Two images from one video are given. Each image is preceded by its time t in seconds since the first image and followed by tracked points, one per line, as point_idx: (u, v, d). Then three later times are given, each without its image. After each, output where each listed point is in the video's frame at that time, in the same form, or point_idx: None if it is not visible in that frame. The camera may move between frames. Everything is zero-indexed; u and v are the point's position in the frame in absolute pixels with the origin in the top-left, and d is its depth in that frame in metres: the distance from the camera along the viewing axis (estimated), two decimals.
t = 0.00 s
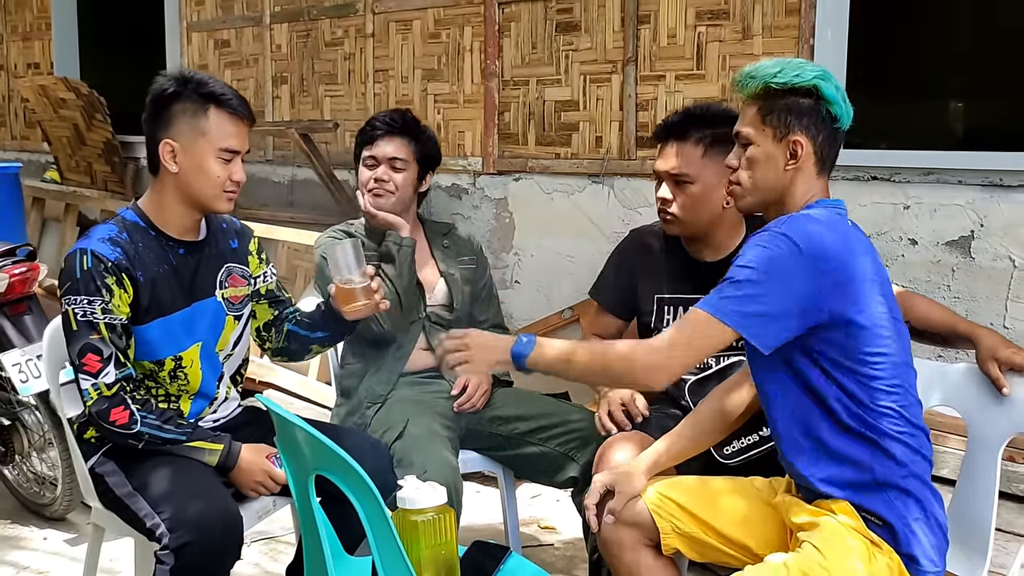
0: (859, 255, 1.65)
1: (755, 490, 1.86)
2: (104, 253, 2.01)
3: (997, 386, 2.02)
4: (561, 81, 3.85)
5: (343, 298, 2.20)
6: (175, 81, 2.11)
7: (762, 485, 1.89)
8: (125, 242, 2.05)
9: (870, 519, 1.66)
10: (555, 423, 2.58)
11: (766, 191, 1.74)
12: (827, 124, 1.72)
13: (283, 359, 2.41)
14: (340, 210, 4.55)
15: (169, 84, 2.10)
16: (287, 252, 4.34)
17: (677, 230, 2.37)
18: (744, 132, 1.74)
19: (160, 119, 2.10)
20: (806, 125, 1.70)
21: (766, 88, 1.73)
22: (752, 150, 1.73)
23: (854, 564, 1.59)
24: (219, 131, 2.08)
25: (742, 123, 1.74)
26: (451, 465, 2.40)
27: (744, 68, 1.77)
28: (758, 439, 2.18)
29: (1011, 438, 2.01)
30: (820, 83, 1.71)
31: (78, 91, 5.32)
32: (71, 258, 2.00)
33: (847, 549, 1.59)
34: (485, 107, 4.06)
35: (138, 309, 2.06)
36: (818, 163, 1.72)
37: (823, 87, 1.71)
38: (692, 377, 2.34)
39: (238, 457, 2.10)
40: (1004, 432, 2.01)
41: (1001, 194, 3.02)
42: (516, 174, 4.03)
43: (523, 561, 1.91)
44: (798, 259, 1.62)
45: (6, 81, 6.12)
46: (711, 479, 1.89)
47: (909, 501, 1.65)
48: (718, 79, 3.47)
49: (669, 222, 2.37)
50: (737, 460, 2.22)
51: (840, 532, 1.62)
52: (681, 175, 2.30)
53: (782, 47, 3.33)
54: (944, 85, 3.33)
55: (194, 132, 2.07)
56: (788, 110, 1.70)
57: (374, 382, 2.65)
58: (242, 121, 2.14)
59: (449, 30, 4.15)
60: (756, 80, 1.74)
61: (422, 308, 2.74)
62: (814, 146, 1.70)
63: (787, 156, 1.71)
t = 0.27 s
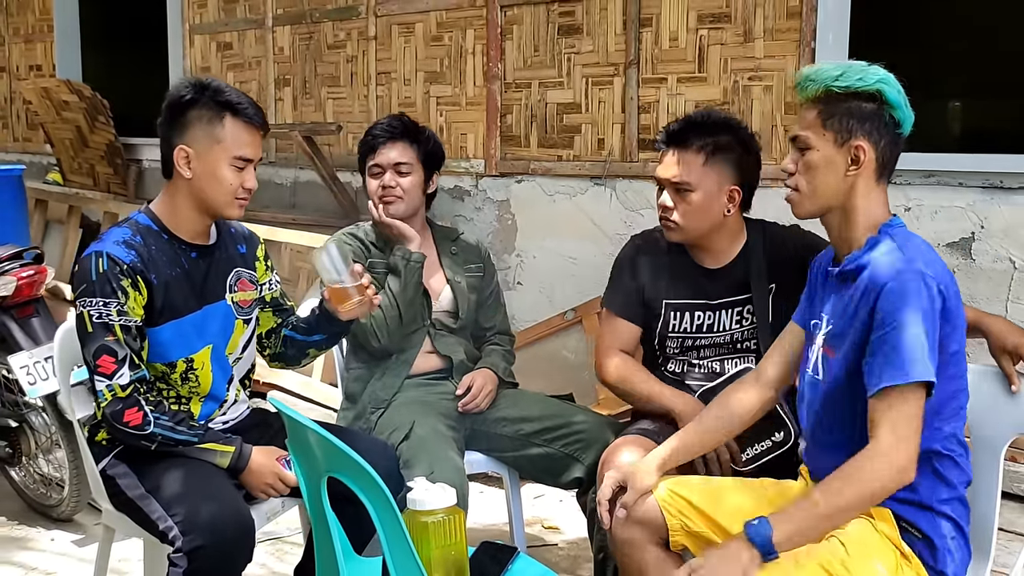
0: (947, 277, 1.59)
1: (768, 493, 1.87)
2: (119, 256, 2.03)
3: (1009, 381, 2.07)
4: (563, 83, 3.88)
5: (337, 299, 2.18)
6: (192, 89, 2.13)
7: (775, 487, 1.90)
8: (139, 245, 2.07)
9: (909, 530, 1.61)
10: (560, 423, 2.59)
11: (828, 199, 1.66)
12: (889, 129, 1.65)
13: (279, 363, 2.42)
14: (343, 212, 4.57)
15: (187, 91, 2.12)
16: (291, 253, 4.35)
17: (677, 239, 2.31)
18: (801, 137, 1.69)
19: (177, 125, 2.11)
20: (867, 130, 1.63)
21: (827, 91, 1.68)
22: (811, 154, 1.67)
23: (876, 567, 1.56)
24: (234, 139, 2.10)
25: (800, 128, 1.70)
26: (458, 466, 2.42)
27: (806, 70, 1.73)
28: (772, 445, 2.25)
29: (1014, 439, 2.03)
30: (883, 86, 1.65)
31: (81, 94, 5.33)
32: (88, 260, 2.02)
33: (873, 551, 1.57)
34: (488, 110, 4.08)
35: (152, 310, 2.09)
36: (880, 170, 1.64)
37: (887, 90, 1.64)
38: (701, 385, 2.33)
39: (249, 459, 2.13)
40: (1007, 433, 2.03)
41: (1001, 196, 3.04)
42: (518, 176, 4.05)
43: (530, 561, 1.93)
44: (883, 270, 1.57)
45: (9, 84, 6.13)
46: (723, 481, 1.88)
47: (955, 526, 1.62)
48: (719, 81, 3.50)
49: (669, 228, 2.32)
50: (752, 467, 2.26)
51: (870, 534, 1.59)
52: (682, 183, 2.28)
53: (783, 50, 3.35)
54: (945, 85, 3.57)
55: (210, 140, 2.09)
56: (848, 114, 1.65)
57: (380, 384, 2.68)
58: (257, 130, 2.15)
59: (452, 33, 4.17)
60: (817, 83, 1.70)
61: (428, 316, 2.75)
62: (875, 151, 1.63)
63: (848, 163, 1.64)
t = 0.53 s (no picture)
0: None
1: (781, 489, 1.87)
2: (128, 258, 2.04)
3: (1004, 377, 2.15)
4: (564, 85, 3.89)
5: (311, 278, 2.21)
6: (211, 99, 2.14)
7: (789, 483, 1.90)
8: (148, 247, 2.09)
9: (947, 543, 1.63)
10: (563, 425, 2.61)
11: (908, 214, 1.62)
12: (976, 139, 1.61)
13: (280, 361, 2.46)
14: (344, 213, 4.59)
15: (206, 101, 2.12)
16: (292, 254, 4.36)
17: (686, 246, 2.33)
18: (884, 146, 1.64)
19: (194, 134, 2.11)
20: (955, 141, 1.59)
21: (912, 99, 1.63)
22: (892, 164, 1.63)
23: None
24: (250, 154, 2.10)
25: (882, 136, 1.65)
26: (462, 466, 2.44)
27: (888, 73, 1.68)
28: (774, 450, 2.28)
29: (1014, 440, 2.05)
30: (972, 95, 1.60)
31: (82, 94, 5.34)
32: (97, 261, 2.03)
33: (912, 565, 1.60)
34: (489, 111, 4.10)
35: (160, 312, 2.10)
36: (965, 183, 1.61)
37: (977, 100, 1.60)
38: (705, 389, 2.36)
39: (256, 460, 2.14)
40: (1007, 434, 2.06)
41: (1000, 198, 3.06)
42: (519, 177, 4.07)
43: (536, 561, 1.95)
44: (995, 301, 1.54)
45: (9, 84, 6.14)
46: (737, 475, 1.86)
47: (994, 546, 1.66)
48: (720, 83, 3.52)
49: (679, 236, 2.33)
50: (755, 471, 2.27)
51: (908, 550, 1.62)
52: (693, 190, 2.29)
53: (783, 53, 3.37)
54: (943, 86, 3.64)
55: (227, 154, 2.08)
56: (933, 124, 1.60)
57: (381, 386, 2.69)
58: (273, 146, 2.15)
59: (452, 35, 4.19)
60: (901, 89, 1.65)
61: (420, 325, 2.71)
62: (963, 162, 1.60)
63: (933, 174, 1.60)
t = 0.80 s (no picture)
0: None
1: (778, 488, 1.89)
2: (139, 258, 2.07)
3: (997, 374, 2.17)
4: (564, 85, 3.92)
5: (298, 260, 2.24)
6: (233, 108, 2.16)
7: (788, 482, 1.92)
8: (158, 247, 2.11)
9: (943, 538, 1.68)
10: (564, 422, 2.63)
11: (914, 214, 1.64)
12: (986, 145, 1.63)
13: (285, 356, 2.48)
14: (344, 212, 4.61)
15: (227, 109, 2.15)
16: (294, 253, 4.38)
17: (700, 244, 2.33)
18: (894, 147, 1.65)
19: (214, 139, 2.13)
20: (966, 147, 1.61)
21: (926, 102, 1.64)
22: (902, 167, 1.64)
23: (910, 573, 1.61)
24: (266, 168, 2.12)
25: (893, 137, 1.66)
26: (465, 465, 2.47)
27: (901, 74, 1.69)
28: (773, 447, 2.30)
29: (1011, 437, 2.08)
30: (986, 101, 1.61)
31: (83, 94, 5.35)
32: (108, 261, 2.05)
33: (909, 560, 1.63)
34: (489, 110, 4.12)
35: (169, 312, 2.13)
36: (972, 188, 1.63)
37: (990, 106, 1.62)
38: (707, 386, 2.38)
39: (262, 459, 2.17)
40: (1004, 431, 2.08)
41: (997, 197, 3.09)
42: (519, 176, 4.10)
43: (539, 558, 1.97)
44: (1004, 311, 1.57)
45: (9, 84, 6.15)
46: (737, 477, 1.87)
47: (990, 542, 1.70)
48: (719, 83, 3.54)
49: (694, 234, 2.33)
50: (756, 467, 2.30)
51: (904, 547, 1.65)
52: (710, 190, 2.29)
53: (782, 53, 3.40)
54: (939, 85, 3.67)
55: (244, 166, 2.11)
56: (947, 129, 1.61)
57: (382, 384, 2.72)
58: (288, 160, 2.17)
59: (452, 35, 4.21)
60: (914, 92, 1.65)
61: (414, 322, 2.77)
62: (971, 168, 1.62)
63: (942, 178, 1.62)
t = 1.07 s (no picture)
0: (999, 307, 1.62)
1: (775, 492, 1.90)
2: (145, 258, 2.08)
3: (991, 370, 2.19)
4: (564, 84, 3.94)
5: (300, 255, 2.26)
6: (237, 109, 2.17)
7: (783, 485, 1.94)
8: (164, 247, 2.13)
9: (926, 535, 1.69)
10: (566, 419, 2.66)
11: (858, 215, 1.66)
12: (924, 148, 1.63)
13: (290, 354, 2.52)
14: (345, 210, 4.63)
15: (232, 110, 2.16)
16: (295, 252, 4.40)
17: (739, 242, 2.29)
18: (836, 152, 1.68)
19: (218, 141, 2.15)
20: (903, 150, 1.62)
21: (861, 108, 1.67)
22: (844, 172, 1.66)
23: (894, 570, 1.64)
24: (272, 168, 2.14)
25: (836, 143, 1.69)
26: (467, 463, 2.50)
27: (843, 82, 1.72)
28: (773, 440, 2.32)
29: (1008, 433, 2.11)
30: (919, 105, 1.62)
31: (83, 92, 5.35)
32: (114, 261, 2.07)
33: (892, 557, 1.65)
34: (489, 109, 4.14)
35: (175, 312, 2.15)
36: (913, 190, 1.64)
37: (924, 109, 1.62)
38: (707, 383, 2.39)
39: (266, 457, 2.18)
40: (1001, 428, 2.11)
41: (995, 195, 3.11)
42: (519, 175, 4.12)
43: (542, 555, 1.98)
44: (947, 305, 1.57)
45: (10, 82, 6.17)
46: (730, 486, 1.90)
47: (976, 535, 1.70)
48: (719, 82, 3.56)
49: (732, 234, 2.28)
50: (755, 462, 2.32)
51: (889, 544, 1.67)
52: (754, 187, 2.26)
53: (781, 52, 3.42)
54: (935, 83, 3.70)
55: (248, 167, 2.12)
56: (886, 133, 1.63)
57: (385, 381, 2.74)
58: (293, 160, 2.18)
59: (453, 34, 4.23)
60: (851, 98, 1.68)
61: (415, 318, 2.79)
62: (910, 171, 1.62)
63: (881, 183, 1.64)
